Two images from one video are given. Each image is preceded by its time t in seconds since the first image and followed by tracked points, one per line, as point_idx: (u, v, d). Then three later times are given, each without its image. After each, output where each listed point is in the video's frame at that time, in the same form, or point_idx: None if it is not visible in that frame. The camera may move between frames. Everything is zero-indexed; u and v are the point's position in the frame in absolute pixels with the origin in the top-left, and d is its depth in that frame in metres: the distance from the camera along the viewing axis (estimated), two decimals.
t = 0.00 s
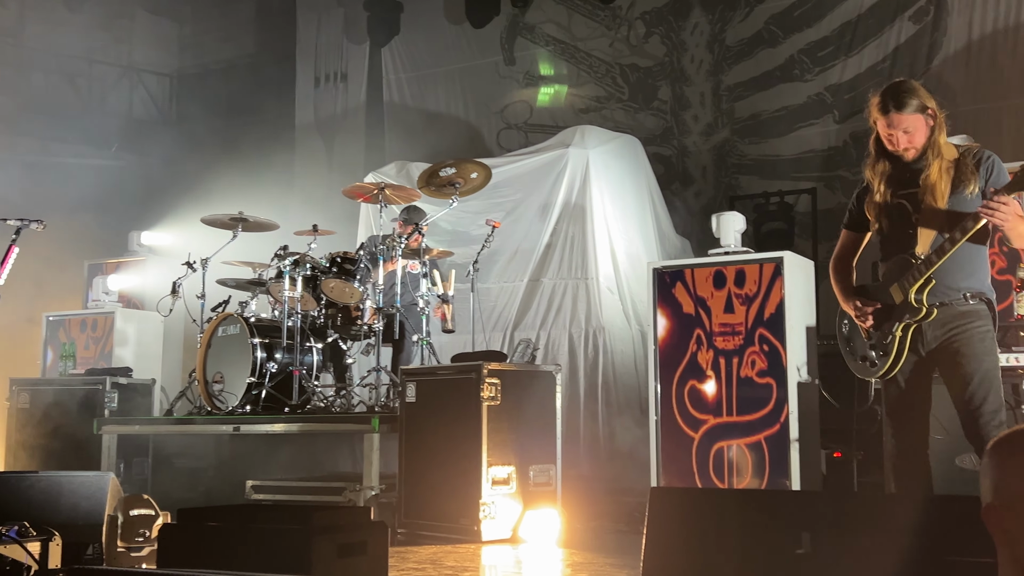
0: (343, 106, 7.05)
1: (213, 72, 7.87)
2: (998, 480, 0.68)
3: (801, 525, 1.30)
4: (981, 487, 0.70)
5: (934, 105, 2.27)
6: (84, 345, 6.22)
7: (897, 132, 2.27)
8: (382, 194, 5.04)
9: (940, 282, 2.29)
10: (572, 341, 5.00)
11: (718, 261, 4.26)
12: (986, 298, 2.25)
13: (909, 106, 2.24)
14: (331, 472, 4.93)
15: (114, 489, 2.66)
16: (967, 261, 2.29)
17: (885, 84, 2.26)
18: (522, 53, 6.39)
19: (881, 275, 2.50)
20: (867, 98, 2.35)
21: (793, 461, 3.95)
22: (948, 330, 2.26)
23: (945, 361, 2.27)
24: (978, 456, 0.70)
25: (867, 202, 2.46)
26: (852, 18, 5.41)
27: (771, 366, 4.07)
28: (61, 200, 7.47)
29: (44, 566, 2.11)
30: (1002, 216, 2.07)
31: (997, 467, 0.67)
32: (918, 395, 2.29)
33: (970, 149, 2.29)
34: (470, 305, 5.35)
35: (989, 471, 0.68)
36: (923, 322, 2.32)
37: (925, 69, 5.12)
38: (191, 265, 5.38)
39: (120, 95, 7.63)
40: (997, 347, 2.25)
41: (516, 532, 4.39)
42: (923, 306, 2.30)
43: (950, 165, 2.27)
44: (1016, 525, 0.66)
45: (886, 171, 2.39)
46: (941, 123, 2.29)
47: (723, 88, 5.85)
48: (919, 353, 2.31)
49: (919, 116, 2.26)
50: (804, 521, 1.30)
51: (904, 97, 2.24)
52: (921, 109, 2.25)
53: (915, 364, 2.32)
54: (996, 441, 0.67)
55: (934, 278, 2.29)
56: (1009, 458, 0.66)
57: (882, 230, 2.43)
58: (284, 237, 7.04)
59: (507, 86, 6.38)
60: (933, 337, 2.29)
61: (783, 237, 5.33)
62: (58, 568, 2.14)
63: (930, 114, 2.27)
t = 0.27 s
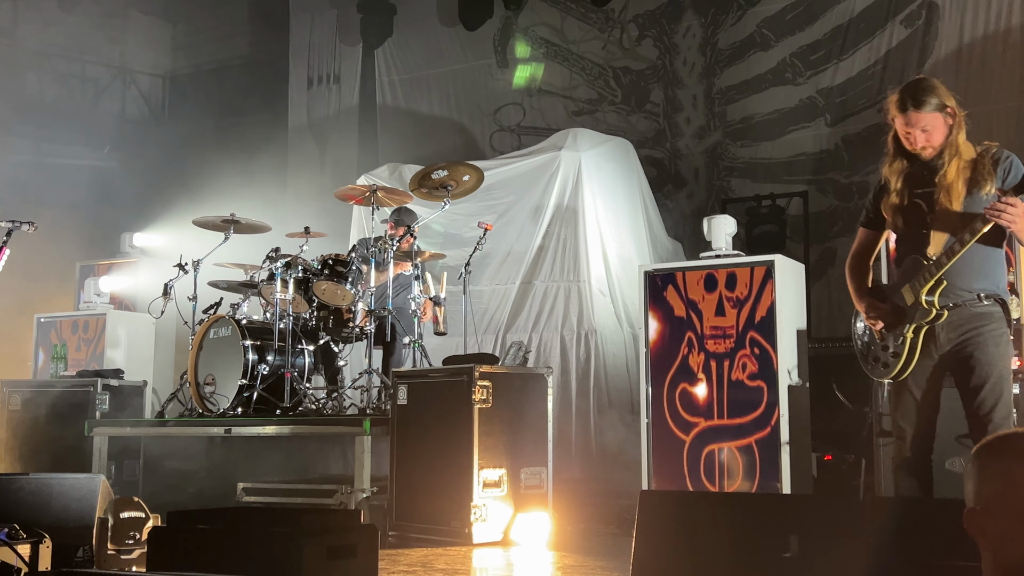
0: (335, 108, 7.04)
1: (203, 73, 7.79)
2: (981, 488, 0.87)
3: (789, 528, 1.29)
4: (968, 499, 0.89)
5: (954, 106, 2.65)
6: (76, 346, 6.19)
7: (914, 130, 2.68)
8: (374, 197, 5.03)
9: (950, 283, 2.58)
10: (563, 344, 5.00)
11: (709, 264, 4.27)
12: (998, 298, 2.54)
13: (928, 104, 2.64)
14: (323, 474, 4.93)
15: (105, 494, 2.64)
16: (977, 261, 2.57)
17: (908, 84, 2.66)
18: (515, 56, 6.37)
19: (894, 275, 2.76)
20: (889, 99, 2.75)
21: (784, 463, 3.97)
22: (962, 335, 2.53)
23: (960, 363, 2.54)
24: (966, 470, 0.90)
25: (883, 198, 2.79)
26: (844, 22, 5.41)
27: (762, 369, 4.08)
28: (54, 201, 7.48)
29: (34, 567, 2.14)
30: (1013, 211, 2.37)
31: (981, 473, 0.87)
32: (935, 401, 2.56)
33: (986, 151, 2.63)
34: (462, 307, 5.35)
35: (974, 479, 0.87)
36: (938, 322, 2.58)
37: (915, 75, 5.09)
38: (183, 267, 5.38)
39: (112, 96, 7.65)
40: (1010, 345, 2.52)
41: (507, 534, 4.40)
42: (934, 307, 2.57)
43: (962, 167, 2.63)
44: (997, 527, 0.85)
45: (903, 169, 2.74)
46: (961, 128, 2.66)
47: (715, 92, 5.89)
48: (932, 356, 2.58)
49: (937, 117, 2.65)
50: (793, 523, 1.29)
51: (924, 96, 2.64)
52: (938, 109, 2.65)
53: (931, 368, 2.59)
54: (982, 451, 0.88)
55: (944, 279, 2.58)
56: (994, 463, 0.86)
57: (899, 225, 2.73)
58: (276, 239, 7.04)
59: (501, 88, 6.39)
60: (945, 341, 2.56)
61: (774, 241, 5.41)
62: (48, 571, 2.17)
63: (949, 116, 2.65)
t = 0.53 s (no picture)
0: (327, 111, 7.05)
1: (197, 77, 7.80)
2: (968, 495, 1.01)
3: (774, 529, 1.29)
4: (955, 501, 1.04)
5: (970, 107, 2.34)
6: (65, 349, 6.19)
7: (931, 131, 2.34)
8: (365, 200, 5.04)
9: (959, 287, 2.35)
10: (553, 348, 5.01)
11: (698, 268, 4.27)
12: (1007, 301, 2.31)
13: (946, 105, 2.31)
14: (312, 477, 4.92)
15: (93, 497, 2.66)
16: (988, 265, 2.34)
17: (922, 84, 2.33)
18: (507, 60, 6.40)
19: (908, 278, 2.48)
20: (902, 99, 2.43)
21: (772, 466, 4.00)
22: (974, 337, 2.30)
23: (965, 369, 2.31)
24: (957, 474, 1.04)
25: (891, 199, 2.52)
26: (834, 28, 5.46)
27: (750, 372, 4.10)
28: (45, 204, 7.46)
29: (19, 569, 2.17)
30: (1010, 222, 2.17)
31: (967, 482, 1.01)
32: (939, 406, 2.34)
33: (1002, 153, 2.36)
34: (453, 311, 5.35)
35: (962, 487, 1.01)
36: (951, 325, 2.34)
37: (905, 80, 5.16)
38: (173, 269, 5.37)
39: (104, 99, 7.65)
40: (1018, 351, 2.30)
41: (495, 537, 4.40)
42: (943, 310, 2.34)
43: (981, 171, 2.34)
44: (982, 528, 1.00)
45: (915, 173, 2.45)
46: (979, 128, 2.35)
47: (706, 97, 5.85)
48: (938, 359, 2.35)
49: (955, 117, 2.32)
50: (777, 525, 1.29)
51: (940, 97, 2.32)
52: (957, 109, 2.32)
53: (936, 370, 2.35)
54: (968, 458, 1.01)
55: (953, 283, 2.34)
56: (981, 469, 0.99)
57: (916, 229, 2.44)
58: (267, 242, 7.04)
59: (492, 93, 6.41)
60: (952, 343, 2.33)
61: (764, 245, 5.46)
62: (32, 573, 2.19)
63: (964, 116, 2.34)
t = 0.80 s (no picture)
0: (316, 111, 7.05)
1: (185, 76, 7.76)
2: (949, 494, 0.97)
3: (759, 529, 1.29)
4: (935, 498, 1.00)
5: (967, 106, 2.21)
6: (52, 349, 6.17)
7: (926, 131, 2.22)
8: (353, 200, 5.05)
9: (952, 286, 2.30)
10: (541, 348, 5.01)
11: (686, 268, 4.29)
12: (999, 302, 2.26)
13: (943, 105, 2.19)
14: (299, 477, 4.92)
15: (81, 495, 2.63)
16: (981, 266, 2.29)
17: (919, 84, 2.20)
18: (496, 61, 6.41)
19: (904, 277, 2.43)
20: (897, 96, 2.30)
21: (759, 466, 4.01)
22: (966, 337, 2.26)
23: (956, 370, 2.27)
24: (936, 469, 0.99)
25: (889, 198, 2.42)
26: (822, 30, 5.48)
27: (737, 373, 4.11)
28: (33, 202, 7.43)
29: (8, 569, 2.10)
30: (1002, 226, 2.10)
31: (945, 481, 0.97)
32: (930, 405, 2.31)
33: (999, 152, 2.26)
34: (441, 311, 5.35)
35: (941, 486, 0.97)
36: (944, 326, 2.31)
37: (892, 82, 5.20)
38: (160, 268, 5.36)
39: (91, 97, 7.61)
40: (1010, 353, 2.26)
41: (483, 537, 4.40)
42: (934, 310, 2.31)
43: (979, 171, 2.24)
44: (962, 526, 0.97)
45: (912, 173, 2.35)
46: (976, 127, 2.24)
47: (695, 98, 5.86)
48: (930, 358, 2.32)
49: (951, 116, 2.21)
50: (763, 525, 1.29)
51: (938, 97, 2.19)
52: (953, 109, 2.20)
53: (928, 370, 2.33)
54: (947, 454, 0.97)
55: (945, 283, 2.29)
56: (956, 468, 0.96)
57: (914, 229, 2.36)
58: (256, 242, 7.03)
59: (481, 93, 6.42)
60: (943, 343, 2.30)
61: (752, 246, 5.45)
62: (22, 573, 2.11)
63: (961, 115, 2.22)
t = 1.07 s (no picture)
0: (310, 113, 7.04)
1: (180, 78, 7.77)
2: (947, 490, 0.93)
3: (754, 529, 1.29)
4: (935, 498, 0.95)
5: (959, 109, 2.24)
6: (45, 350, 6.15)
7: (918, 134, 2.25)
8: (348, 202, 5.03)
9: (944, 289, 2.32)
10: (536, 351, 5.01)
11: (681, 271, 4.30)
12: (993, 304, 2.27)
13: (934, 108, 2.22)
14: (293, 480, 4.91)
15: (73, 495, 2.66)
16: (974, 269, 2.30)
17: (911, 88, 2.23)
18: (490, 64, 6.42)
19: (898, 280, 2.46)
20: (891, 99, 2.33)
21: (753, 469, 4.01)
22: (960, 339, 2.27)
23: (950, 372, 2.28)
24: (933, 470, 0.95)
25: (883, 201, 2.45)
26: (816, 34, 5.50)
27: (732, 375, 4.12)
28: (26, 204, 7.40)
29: None
30: (991, 228, 2.13)
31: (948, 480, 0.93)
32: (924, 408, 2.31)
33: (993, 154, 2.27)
34: (435, 313, 5.35)
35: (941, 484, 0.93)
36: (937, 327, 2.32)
37: (886, 85, 5.22)
38: (154, 270, 5.34)
39: (85, 99, 7.60)
40: (1004, 356, 2.26)
41: (477, 540, 4.40)
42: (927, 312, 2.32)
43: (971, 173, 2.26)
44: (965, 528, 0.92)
45: (906, 175, 2.37)
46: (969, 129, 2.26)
47: (689, 101, 5.89)
48: (924, 360, 2.33)
49: (944, 119, 2.23)
50: (757, 525, 1.29)
51: (930, 100, 2.22)
52: (945, 112, 2.23)
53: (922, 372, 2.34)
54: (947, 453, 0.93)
55: (938, 285, 2.32)
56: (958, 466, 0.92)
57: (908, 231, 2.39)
58: (250, 244, 7.02)
59: (476, 95, 6.42)
60: (937, 345, 2.31)
61: (745, 249, 5.48)
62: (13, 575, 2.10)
63: (954, 118, 2.25)
